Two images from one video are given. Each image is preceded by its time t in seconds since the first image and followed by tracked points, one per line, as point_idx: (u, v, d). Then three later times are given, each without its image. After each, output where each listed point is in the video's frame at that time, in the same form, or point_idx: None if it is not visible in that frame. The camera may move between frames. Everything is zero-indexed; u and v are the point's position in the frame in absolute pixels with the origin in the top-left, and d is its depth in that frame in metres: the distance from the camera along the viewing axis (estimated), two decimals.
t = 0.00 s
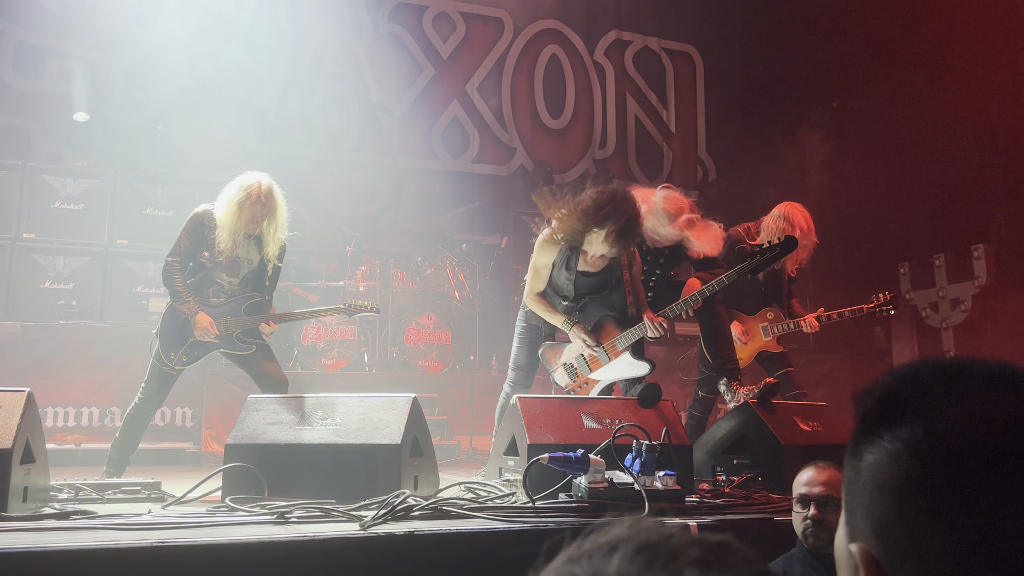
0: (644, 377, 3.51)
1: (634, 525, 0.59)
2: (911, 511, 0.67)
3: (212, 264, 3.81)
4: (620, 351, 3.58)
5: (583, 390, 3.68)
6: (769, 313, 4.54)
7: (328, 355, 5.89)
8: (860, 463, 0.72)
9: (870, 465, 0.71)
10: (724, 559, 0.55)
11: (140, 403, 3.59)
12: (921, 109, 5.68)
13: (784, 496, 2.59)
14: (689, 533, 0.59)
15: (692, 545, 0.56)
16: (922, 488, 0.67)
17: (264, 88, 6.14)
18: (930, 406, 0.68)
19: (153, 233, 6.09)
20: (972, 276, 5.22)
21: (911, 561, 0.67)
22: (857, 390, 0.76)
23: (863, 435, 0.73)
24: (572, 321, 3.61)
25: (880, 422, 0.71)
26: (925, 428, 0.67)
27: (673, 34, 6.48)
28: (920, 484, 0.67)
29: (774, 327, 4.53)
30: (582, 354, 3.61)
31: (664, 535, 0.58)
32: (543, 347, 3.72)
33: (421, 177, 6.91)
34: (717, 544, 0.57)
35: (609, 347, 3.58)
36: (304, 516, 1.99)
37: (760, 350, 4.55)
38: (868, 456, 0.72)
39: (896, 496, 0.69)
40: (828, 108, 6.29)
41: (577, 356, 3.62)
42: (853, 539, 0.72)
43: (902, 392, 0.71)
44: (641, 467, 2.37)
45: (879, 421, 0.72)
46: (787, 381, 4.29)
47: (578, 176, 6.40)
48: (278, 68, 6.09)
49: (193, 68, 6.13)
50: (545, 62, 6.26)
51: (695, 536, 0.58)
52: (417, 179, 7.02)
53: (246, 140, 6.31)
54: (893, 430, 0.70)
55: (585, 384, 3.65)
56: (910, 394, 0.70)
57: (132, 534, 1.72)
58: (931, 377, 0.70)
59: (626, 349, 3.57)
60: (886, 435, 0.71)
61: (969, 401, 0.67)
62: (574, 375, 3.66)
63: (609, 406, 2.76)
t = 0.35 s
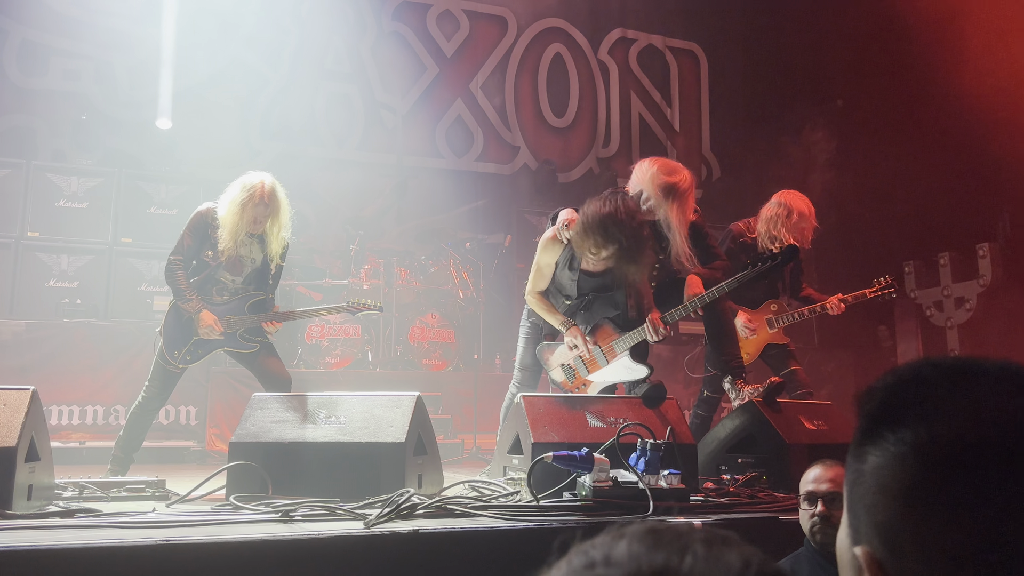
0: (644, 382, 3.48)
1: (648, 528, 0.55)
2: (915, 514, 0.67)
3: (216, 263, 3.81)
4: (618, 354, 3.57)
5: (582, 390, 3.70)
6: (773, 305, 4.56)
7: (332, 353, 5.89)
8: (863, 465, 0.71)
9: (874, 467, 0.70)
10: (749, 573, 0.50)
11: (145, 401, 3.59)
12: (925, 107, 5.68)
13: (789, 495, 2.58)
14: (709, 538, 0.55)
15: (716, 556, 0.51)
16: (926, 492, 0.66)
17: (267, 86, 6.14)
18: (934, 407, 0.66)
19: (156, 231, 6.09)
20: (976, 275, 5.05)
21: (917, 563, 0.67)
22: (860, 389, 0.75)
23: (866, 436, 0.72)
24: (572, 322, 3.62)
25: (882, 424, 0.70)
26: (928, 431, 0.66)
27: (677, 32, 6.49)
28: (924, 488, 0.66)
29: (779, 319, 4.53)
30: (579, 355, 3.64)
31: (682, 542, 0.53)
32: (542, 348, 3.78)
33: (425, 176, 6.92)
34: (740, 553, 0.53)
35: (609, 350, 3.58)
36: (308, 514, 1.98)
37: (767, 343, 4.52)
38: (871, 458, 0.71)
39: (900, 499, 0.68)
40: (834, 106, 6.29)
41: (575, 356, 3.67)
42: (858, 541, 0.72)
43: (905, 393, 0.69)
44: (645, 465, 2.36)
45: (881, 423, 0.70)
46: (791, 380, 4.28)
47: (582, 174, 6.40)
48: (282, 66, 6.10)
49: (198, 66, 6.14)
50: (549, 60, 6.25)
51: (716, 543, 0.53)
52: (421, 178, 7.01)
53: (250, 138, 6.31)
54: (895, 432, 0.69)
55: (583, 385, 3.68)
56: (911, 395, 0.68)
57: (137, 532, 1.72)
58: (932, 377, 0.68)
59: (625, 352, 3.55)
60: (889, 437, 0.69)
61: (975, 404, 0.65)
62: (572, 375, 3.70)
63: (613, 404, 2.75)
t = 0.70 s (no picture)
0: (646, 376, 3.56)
1: (666, 539, 0.55)
2: (918, 509, 0.66)
3: (218, 259, 3.80)
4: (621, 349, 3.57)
5: (583, 386, 3.69)
6: (774, 301, 4.53)
7: (334, 350, 5.89)
8: (866, 461, 0.71)
9: (876, 463, 0.70)
10: None
11: (148, 397, 3.60)
12: (931, 101, 5.60)
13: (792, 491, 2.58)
14: (726, 557, 0.53)
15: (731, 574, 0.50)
16: (929, 487, 0.66)
17: (268, 82, 6.13)
18: (937, 401, 0.66)
19: (158, 227, 6.09)
20: (980, 272, 5.11)
21: (920, 559, 0.66)
22: (863, 384, 0.75)
23: (868, 432, 0.71)
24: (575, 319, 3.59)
25: (885, 419, 0.70)
26: (931, 425, 0.66)
27: (679, 27, 6.48)
28: (926, 483, 0.66)
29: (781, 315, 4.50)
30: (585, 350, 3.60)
31: (697, 562, 0.52)
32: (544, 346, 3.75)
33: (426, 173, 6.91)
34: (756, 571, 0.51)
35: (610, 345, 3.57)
36: (311, 511, 1.98)
37: (768, 340, 4.52)
38: (873, 454, 0.70)
39: (902, 494, 0.67)
40: (838, 101, 6.27)
41: (579, 352, 3.64)
42: (860, 538, 0.71)
43: (907, 388, 0.69)
44: (648, 462, 2.36)
45: (884, 417, 0.70)
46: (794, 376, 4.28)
47: (582, 171, 6.40)
48: (283, 61, 6.08)
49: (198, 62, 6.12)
50: (551, 56, 6.23)
51: (733, 563, 0.52)
52: (422, 174, 7.00)
53: (252, 135, 6.30)
54: (898, 428, 0.68)
55: (585, 380, 3.67)
56: (914, 389, 0.68)
57: (140, 529, 1.72)
58: (938, 372, 0.68)
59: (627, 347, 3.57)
60: (892, 432, 0.69)
61: (978, 397, 0.65)
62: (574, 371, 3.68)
63: (615, 401, 2.75)
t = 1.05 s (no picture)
0: (649, 371, 3.52)
1: (676, 525, 0.58)
2: (925, 501, 0.66)
3: (220, 255, 3.80)
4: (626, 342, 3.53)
5: (585, 379, 3.63)
6: (775, 301, 4.49)
7: (335, 345, 5.88)
8: (871, 453, 0.70)
9: (882, 454, 0.69)
10: None
11: (151, 391, 3.60)
12: (925, 93, 5.61)
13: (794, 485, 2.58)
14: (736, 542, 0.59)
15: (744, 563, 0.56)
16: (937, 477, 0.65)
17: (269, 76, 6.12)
18: (944, 392, 0.66)
19: (158, 223, 6.08)
20: (981, 266, 5.23)
21: (927, 550, 0.66)
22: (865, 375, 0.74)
23: (873, 423, 0.70)
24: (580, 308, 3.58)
25: (892, 410, 0.69)
26: (939, 416, 0.66)
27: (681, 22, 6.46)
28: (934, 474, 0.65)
29: (780, 316, 4.47)
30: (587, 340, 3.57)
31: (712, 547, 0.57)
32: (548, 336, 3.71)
33: (427, 168, 6.91)
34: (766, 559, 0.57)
35: (615, 337, 3.55)
36: (314, 504, 1.99)
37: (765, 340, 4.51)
38: (879, 446, 0.70)
39: (909, 485, 0.67)
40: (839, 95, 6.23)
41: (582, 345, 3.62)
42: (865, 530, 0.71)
43: (914, 379, 0.68)
44: (651, 456, 2.36)
45: (891, 408, 0.69)
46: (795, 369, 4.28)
47: (583, 167, 6.43)
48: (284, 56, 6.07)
49: (198, 57, 6.09)
50: (552, 50, 6.21)
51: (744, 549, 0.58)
52: (423, 169, 7.00)
53: (252, 130, 6.28)
54: (905, 420, 0.68)
55: (586, 373, 3.61)
56: (920, 378, 0.68)
57: (144, 523, 1.72)
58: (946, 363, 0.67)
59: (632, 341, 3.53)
60: (897, 424, 0.69)
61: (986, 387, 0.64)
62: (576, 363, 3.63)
63: (618, 394, 2.75)
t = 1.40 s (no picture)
0: (645, 367, 3.53)
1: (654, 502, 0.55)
2: (911, 494, 0.67)
3: (217, 250, 3.79)
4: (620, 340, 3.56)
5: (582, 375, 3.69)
6: (775, 292, 4.55)
7: (333, 340, 5.89)
8: (860, 448, 0.72)
9: (870, 449, 0.71)
10: (749, 546, 0.52)
11: (148, 387, 3.60)
12: (919, 90, 5.87)
13: (790, 480, 2.59)
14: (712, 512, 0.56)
15: (717, 529, 0.53)
16: (922, 471, 0.66)
17: (265, 71, 6.10)
18: (930, 386, 0.67)
19: (155, 218, 6.07)
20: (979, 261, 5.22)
21: (912, 544, 0.66)
22: (854, 373, 0.76)
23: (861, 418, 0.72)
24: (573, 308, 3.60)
25: (880, 405, 0.71)
26: (924, 409, 0.67)
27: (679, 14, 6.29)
28: (921, 467, 0.66)
29: (781, 306, 4.52)
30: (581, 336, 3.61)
31: (686, 515, 0.54)
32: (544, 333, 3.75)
33: (424, 163, 6.91)
34: (741, 526, 0.54)
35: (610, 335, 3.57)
36: (311, 499, 1.99)
37: (766, 331, 4.52)
38: (867, 440, 0.71)
39: (895, 479, 0.68)
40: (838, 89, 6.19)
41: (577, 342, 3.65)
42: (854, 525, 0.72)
43: (901, 375, 0.70)
44: (647, 450, 2.37)
45: (878, 404, 0.71)
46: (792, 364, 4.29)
47: (582, 161, 6.35)
48: (280, 50, 6.04)
49: (195, 51, 6.07)
50: (549, 45, 6.18)
51: (719, 518, 0.55)
52: (421, 164, 6.99)
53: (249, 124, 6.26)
54: (892, 413, 0.69)
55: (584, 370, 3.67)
56: (906, 373, 0.69)
57: (139, 518, 1.72)
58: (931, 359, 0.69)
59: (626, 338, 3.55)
60: (885, 418, 0.70)
61: (969, 382, 0.65)
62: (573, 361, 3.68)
63: (614, 389, 2.76)
